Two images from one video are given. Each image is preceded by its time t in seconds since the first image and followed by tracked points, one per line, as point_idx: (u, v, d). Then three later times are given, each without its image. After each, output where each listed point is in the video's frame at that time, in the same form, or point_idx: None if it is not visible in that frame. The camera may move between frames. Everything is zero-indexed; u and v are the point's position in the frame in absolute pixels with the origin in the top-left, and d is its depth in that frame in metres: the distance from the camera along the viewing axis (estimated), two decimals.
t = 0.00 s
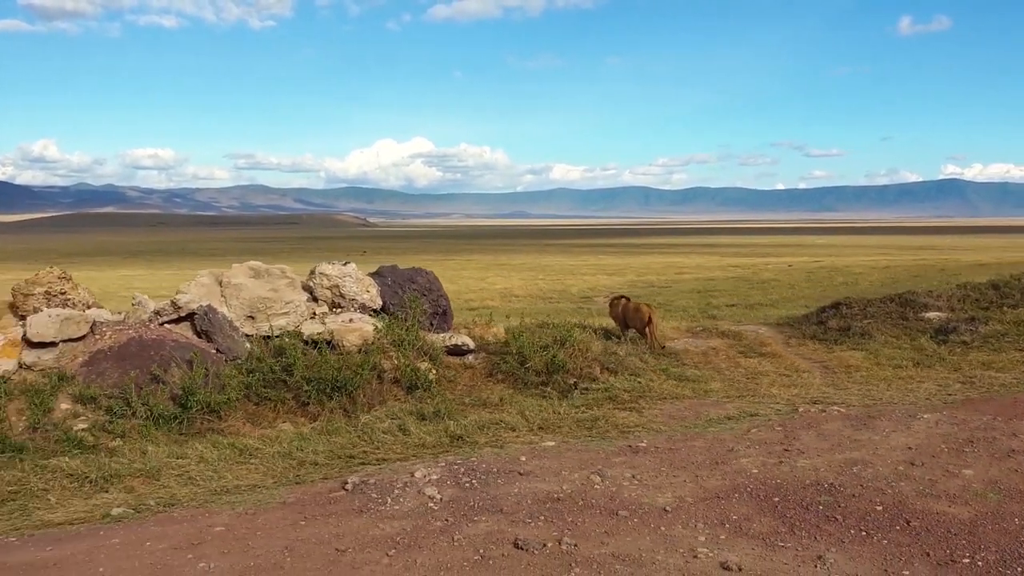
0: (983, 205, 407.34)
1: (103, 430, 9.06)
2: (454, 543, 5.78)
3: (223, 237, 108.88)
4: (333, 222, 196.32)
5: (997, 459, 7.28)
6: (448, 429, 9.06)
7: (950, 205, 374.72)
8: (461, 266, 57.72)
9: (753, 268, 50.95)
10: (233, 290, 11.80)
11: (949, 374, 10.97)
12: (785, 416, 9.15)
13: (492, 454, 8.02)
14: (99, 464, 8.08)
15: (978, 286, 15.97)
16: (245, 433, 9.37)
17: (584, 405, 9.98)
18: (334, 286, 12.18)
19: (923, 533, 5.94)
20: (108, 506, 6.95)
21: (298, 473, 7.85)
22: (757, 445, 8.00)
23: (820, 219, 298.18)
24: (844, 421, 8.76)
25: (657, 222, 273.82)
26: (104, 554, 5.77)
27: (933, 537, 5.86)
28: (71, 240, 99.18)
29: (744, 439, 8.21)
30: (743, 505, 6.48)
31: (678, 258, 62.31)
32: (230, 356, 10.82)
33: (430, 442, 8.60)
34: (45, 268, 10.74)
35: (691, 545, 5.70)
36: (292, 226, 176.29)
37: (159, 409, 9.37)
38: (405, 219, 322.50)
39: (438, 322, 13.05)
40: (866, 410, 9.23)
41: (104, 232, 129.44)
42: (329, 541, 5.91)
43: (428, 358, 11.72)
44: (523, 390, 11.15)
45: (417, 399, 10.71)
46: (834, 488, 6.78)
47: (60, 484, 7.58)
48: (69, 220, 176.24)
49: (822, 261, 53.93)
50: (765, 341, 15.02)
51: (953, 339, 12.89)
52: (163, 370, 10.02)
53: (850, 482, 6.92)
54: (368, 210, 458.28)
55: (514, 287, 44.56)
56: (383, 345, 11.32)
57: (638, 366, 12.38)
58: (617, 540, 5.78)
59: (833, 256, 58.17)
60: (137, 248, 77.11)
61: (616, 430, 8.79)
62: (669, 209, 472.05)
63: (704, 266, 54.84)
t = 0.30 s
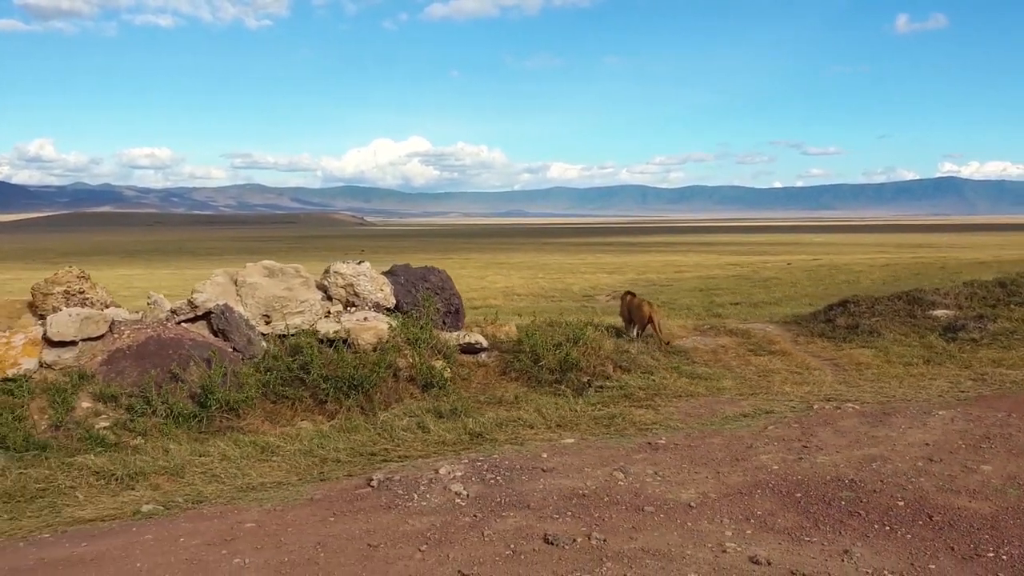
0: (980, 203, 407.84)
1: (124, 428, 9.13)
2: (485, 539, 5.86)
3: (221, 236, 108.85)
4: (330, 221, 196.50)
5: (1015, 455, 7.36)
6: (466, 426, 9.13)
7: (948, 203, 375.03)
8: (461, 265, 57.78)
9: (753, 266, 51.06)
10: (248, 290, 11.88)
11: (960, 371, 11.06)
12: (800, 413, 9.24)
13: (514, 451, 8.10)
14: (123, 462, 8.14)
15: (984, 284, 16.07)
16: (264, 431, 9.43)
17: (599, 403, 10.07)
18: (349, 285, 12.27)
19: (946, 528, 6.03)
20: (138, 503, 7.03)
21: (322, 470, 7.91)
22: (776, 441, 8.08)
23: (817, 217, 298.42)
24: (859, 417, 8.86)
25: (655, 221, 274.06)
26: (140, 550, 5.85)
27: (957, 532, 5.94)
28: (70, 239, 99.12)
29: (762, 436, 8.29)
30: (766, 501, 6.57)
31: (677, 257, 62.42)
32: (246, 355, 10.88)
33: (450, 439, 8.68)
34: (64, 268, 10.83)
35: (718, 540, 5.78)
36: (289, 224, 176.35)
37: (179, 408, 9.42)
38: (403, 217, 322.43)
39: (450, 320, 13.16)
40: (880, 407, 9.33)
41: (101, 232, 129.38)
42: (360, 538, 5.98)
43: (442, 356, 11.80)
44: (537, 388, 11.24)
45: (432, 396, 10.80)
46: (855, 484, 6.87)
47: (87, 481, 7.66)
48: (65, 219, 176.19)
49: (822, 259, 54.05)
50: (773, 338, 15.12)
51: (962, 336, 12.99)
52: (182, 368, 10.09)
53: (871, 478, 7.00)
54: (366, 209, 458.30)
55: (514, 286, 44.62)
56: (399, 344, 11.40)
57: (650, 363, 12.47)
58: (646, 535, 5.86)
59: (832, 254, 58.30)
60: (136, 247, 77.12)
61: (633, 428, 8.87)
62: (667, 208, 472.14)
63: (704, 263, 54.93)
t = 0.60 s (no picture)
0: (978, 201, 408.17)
1: (142, 428, 9.18)
2: (510, 537, 5.92)
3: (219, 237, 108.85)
4: (328, 221, 196.55)
5: None
6: (481, 425, 9.19)
7: (945, 201, 375.83)
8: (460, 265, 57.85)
9: (754, 265, 51.14)
10: (261, 291, 11.94)
11: (969, 369, 11.13)
12: (813, 412, 9.30)
13: (531, 450, 8.15)
14: (143, 462, 8.20)
15: (989, 282, 16.13)
16: (280, 431, 9.47)
17: (612, 402, 10.13)
18: (360, 286, 12.34)
19: (966, 524, 6.09)
20: (161, 503, 7.08)
21: (341, 469, 7.97)
22: (792, 439, 8.15)
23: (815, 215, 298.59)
24: (872, 415, 8.92)
25: (653, 220, 274.13)
26: (168, 549, 5.91)
27: (977, 528, 6.01)
28: (70, 240, 99.16)
29: (777, 434, 8.36)
30: (785, 498, 6.63)
31: (676, 256, 62.48)
32: (260, 356, 10.93)
33: (466, 438, 8.73)
34: (80, 270, 10.91)
35: (741, 537, 5.84)
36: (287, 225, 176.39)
37: (195, 408, 9.48)
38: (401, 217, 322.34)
39: (461, 321, 13.23)
40: (892, 404, 9.40)
41: (100, 233, 129.38)
42: (386, 536, 6.04)
43: (453, 356, 11.86)
44: (549, 388, 11.30)
45: (445, 396, 10.87)
46: (872, 481, 6.93)
47: (108, 482, 7.71)
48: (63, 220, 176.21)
49: (821, 257, 54.13)
50: (781, 337, 15.18)
51: (970, 334, 13.05)
52: (197, 369, 10.14)
53: (889, 475, 7.06)
54: (364, 209, 458.19)
55: (515, 285, 44.66)
56: (411, 344, 11.45)
57: (659, 362, 12.54)
58: (669, 533, 5.92)
59: (831, 252, 58.37)
60: (135, 248, 77.25)
61: (648, 427, 8.92)
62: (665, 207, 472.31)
63: (704, 262, 55.00)
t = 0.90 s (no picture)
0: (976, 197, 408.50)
1: (141, 429, 9.20)
2: (509, 535, 5.94)
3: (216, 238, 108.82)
4: (325, 220, 196.62)
5: None
6: (480, 425, 9.21)
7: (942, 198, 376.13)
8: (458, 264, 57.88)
9: (751, 262, 51.21)
10: (260, 291, 11.97)
11: (965, 366, 11.16)
12: (811, 409, 9.33)
13: (529, 449, 8.18)
14: (143, 463, 8.22)
15: (985, 279, 16.16)
16: (280, 431, 9.50)
17: (610, 400, 10.15)
18: (359, 286, 12.37)
19: (964, 520, 6.12)
20: (161, 504, 7.11)
21: (341, 469, 8.00)
22: (790, 437, 8.18)
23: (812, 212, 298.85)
24: (870, 412, 8.95)
25: (651, 219, 274.20)
26: (168, 550, 5.93)
27: (973, 523, 6.04)
28: (67, 241, 99.18)
29: (775, 431, 8.39)
30: (783, 495, 6.66)
31: (673, 254, 62.54)
32: (259, 356, 10.95)
33: (465, 437, 8.76)
34: (78, 272, 10.93)
35: (739, 534, 5.87)
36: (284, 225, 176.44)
37: (194, 409, 9.50)
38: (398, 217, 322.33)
39: (459, 320, 13.27)
40: (889, 401, 9.43)
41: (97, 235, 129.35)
42: (386, 535, 6.07)
43: (452, 355, 11.89)
44: (547, 386, 11.32)
45: (444, 395, 10.89)
46: (870, 478, 6.97)
47: (109, 483, 7.73)
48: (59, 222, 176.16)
49: (819, 254, 54.17)
50: (778, 334, 15.20)
51: (967, 330, 13.09)
52: (196, 370, 10.17)
53: (886, 472, 7.09)
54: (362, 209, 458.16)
55: (512, 284, 44.69)
56: (410, 344, 11.48)
57: (657, 360, 12.57)
58: (667, 530, 5.95)
59: (828, 249, 58.42)
60: (133, 249, 77.27)
61: (646, 425, 8.95)
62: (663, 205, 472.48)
63: (701, 260, 55.04)
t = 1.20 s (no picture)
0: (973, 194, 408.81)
1: (120, 429, 9.20)
2: (477, 533, 5.94)
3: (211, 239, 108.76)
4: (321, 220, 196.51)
5: (999, 443, 7.48)
6: (459, 423, 9.21)
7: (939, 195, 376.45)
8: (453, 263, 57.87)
9: (746, 260, 51.25)
10: (243, 291, 11.97)
11: (946, 362, 11.18)
12: (790, 405, 9.34)
13: (505, 447, 8.18)
14: (120, 463, 8.22)
15: (971, 275, 16.18)
16: (260, 430, 9.50)
17: (590, 398, 10.16)
18: (342, 285, 12.38)
19: (932, 515, 6.12)
20: (134, 504, 7.10)
21: (317, 468, 8.00)
22: (766, 433, 8.18)
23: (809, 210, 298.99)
24: (848, 408, 8.96)
25: (647, 217, 274.27)
26: (136, 550, 5.93)
27: (941, 519, 6.04)
28: (61, 243, 99.08)
29: (752, 428, 8.39)
30: (755, 492, 6.67)
31: (668, 252, 62.55)
32: (241, 355, 10.94)
33: (442, 436, 8.77)
34: (59, 273, 10.90)
35: (707, 531, 5.88)
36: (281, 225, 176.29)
37: (174, 408, 9.50)
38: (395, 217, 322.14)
39: (444, 319, 13.28)
40: (868, 397, 9.44)
41: (93, 236, 129.28)
42: (355, 534, 6.07)
43: (435, 354, 11.89)
44: (530, 385, 11.32)
45: (425, 394, 10.90)
46: (842, 474, 6.97)
47: (84, 484, 7.72)
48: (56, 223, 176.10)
49: (813, 252, 54.18)
50: (764, 331, 15.21)
51: (951, 327, 13.10)
52: (177, 370, 10.17)
53: (859, 468, 7.10)
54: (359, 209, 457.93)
55: (506, 283, 44.68)
56: (393, 343, 11.48)
57: (641, 358, 12.57)
58: (636, 527, 5.96)
59: (823, 247, 58.44)
60: (129, 250, 77.27)
61: (624, 422, 8.95)
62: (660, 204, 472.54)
63: (695, 258, 55.05)
